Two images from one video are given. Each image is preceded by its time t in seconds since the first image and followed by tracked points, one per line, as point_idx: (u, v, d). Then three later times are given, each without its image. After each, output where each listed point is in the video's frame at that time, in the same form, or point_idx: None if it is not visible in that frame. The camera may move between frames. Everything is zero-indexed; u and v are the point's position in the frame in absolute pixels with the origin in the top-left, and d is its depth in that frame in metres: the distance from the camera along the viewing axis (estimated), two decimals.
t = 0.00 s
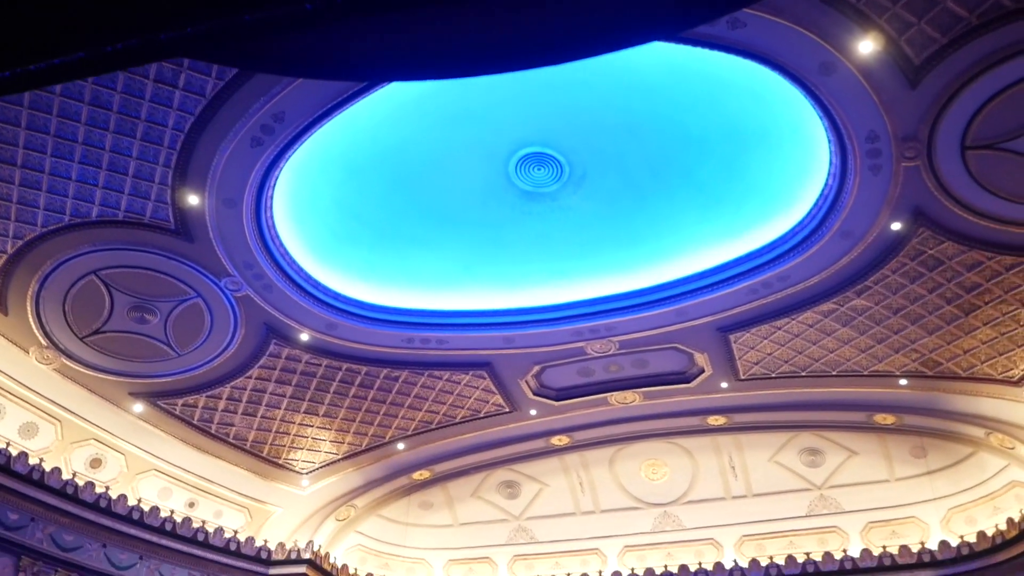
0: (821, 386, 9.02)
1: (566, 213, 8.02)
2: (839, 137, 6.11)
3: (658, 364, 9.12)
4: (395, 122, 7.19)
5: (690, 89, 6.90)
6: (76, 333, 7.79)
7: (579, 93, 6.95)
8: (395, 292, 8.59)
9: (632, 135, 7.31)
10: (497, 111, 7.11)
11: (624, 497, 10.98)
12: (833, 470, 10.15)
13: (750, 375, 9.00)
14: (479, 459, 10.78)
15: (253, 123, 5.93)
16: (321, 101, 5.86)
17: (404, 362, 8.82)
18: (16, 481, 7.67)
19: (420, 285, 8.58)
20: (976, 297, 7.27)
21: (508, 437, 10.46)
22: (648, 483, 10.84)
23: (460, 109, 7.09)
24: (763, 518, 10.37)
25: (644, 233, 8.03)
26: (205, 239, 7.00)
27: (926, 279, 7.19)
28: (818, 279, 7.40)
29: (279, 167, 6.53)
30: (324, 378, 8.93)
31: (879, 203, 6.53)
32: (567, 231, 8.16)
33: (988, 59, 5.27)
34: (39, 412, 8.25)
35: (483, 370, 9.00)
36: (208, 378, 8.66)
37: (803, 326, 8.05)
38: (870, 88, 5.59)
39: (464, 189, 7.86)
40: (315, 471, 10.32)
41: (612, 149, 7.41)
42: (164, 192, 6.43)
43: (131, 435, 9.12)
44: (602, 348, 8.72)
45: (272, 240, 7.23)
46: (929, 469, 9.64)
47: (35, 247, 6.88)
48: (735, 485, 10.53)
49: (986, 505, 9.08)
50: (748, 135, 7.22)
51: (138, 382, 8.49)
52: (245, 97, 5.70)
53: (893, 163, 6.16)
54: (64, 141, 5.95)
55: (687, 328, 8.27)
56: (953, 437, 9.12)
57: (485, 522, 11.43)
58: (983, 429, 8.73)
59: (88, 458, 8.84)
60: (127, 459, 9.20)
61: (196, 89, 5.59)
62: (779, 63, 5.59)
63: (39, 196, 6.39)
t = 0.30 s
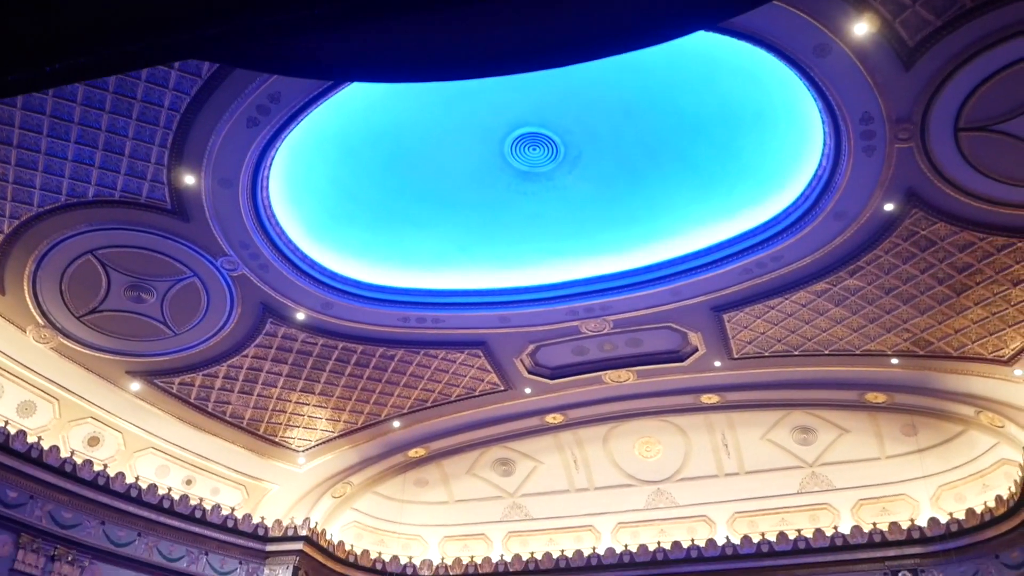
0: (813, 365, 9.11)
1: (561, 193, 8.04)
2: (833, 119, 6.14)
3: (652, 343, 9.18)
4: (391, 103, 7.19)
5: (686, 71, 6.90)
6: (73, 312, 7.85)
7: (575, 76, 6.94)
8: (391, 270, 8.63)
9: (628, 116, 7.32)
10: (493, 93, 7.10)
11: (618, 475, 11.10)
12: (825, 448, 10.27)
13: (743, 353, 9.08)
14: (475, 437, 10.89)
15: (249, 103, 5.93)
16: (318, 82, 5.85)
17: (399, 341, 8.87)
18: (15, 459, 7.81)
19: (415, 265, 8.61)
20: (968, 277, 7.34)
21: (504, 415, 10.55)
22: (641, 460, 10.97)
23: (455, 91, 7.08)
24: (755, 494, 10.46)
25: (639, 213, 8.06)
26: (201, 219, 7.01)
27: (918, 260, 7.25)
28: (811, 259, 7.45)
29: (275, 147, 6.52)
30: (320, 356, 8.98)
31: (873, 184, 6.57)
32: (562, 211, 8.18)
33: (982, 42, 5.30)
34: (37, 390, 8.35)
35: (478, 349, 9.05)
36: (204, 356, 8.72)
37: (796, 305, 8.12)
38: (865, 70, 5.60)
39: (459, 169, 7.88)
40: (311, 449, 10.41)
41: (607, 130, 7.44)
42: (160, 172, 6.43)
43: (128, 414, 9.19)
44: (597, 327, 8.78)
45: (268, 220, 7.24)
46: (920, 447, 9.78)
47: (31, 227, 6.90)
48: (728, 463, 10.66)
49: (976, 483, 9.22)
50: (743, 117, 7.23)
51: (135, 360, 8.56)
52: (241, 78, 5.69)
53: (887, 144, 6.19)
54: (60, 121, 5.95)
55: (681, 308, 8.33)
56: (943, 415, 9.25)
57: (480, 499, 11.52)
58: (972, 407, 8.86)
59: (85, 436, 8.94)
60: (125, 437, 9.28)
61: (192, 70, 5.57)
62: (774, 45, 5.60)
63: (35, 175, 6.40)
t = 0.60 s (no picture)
0: (806, 343, 9.19)
1: (556, 173, 8.07)
2: (828, 101, 6.16)
3: (646, 322, 9.25)
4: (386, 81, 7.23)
5: (680, 51, 6.93)
6: (70, 292, 7.89)
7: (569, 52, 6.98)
8: (388, 250, 8.61)
9: (623, 95, 7.37)
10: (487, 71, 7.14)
11: (612, 452, 11.22)
12: (816, 426, 10.39)
13: (736, 332, 9.16)
14: (470, 414, 10.96)
15: (245, 84, 5.92)
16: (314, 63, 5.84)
17: (395, 320, 8.90)
18: (15, 438, 7.89)
19: (411, 245, 8.61)
20: (960, 258, 7.40)
21: (499, 393, 10.62)
22: (635, 438, 11.08)
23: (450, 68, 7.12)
24: (747, 471, 10.62)
25: (634, 193, 8.07)
26: (197, 199, 7.01)
27: (911, 241, 7.31)
28: (805, 240, 7.50)
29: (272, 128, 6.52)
30: (317, 335, 9.02)
31: (867, 166, 6.60)
32: (558, 191, 8.21)
33: (976, 26, 5.32)
34: (35, 369, 8.43)
35: (474, 328, 9.10)
36: (201, 335, 8.76)
37: (789, 285, 8.18)
38: (860, 53, 5.62)
39: (455, 148, 7.93)
40: (308, 426, 10.49)
41: (602, 109, 7.49)
42: (156, 152, 6.42)
43: (126, 392, 9.26)
44: (592, 306, 8.83)
45: (264, 200, 7.24)
46: (910, 425, 9.90)
47: (27, 208, 6.92)
48: (721, 440, 10.78)
49: (965, 460, 9.39)
50: (738, 98, 7.27)
51: (133, 339, 8.63)
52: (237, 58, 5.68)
53: (881, 127, 6.22)
54: (56, 101, 5.94)
55: (675, 287, 8.38)
56: (934, 394, 9.36)
57: (475, 475, 11.65)
58: (962, 386, 8.96)
59: (83, 414, 9.02)
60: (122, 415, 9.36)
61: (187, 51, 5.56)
62: (771, 27, 5.61)
63: (32, 156, 6.41)
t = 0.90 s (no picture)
0: (799, 324, 9.27)
1: (553, 154, 8.09)
2: (824, 84, 6.18)
3: (641, 302, 9.32)
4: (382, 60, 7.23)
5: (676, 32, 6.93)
6: (67, 271, 7.93)
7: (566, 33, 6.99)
8: (384, 230, 8.63)
9: (619, 76, 7.38)
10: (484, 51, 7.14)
11: (606, 429, 11.34)
12: (808, 405, 10.51)
13: (730, 312, 9.23)
14: (466, 393, 11.04)
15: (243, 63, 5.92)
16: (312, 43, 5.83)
17: (392, 299, 8.95)
18: (13, 416, 7.98)
19: (407, 225, 8.62)
20: (952, 240, 7.47)
21: (494, 371, 10.70)
22: (629, 416, 11.19)
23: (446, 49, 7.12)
24: (740, 448, 10.77)
25: (629, 174, 8.10)
26: (195, 178, 7.02)
27: (904, 223, 7.37)
28: (799, 222, 7.55)
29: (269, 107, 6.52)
30: (314, 314, 9.07)
31: (861, 148, 6.64)
32: (554, 171, 8.22)
33: (972, 10, 5.34)
34: (32, 348, 8.49)
35: (470, 307, 9.16)
36: (199, 314, 8.81)
37: (783, 266, 8.25)
38: (856, 36, 5.64)
39: (452, 128, 7.94)
40: (304, 404, 10.56)
41: (598, 90, 7.50)
42: (153, 132, 6.43)
43: (123, 371, 9.32)
44: (587, 286, 8.88)
45: (262, 180, 7.25)
46: (901, 404, 10.03)
47: (23, 188, 6.94)
48: (714, 418, 10.90)
49: (954, 439, 9.59)
50: (734, 79, 7.28)
51: (130, 318, 8.68)
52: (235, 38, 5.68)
53: (875, 110, 6.25)
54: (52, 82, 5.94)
55: (670, 268, 8.43)
56: (925, 374, 9.47)
57: (470, 452, 11.77)
58: (953, 365, 9.08)
59: (82, 392, 9.10)
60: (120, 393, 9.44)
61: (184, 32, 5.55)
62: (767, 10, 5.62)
63: (28, 136, 6.42)
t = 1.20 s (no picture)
0: (793, 303, 9.35)
1: (549, 135, 8.13)
2: (820, 66, 6.21)
3: (637, 282, 9.37)
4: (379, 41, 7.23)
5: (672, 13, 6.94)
6: (65, 250, 7.96)
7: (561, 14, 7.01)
8: (380, 210, 8.65)
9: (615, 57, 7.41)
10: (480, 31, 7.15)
11: (601, 407, 11.45)
12: (801, 383, 10.62)
13: (725, 292, 9.30)
14: (462, 371, 11.10)
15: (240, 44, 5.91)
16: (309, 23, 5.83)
17: (389, 279, 8.99)
18: (11, 395, 8.07)
19: (404, 204, 8.64)
20: (945, 221, 7.53)
21: (490, 350, 10.76)
22: (624, 394, 11.29)
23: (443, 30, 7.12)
24: (733, 426, 10.91)
25: (626, 154, 8.12)
26: (192, 159, 7.03)
27: (898, 205, 7.43)
28: (794, 203, 7.60)
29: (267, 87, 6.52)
30: (311, 294, 9.11)
31: (856, 130, 6.67)
32: (551, 151, 8.24)
33: None
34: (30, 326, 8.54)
35: (466, 287, 9.21)
36: (196, 294, 8.85)
37: (778, 247, 8.30)
38: (852, 19, 5.66)
39: (448, 109, 7.96)
40: (301, 382, 10.62)
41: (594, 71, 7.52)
42: (151, 112, 6.44)
43: (121, 349, 9.38)
44: (583, 266, 8.93)
45: (259, 160, 7.26)
46: (893, 382, 10.15)
47: (21, 167, 6.96)
48: (708, 396, 11.00)
49: (945, 417, 9.73)
50: (730, 61, 7.29)
51: (128, 297, 8.73)
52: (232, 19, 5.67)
53: (870, 93, 6.28)
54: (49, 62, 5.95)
55: (665, 249, 8.48)
56: (918, 353, 9.57)
57: (466, 430, 11.88)
58: (944, 345, 9.18)
59: (80, 370, 9.17)
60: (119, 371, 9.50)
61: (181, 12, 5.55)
62: None
63: (25, 116, 6.42)
